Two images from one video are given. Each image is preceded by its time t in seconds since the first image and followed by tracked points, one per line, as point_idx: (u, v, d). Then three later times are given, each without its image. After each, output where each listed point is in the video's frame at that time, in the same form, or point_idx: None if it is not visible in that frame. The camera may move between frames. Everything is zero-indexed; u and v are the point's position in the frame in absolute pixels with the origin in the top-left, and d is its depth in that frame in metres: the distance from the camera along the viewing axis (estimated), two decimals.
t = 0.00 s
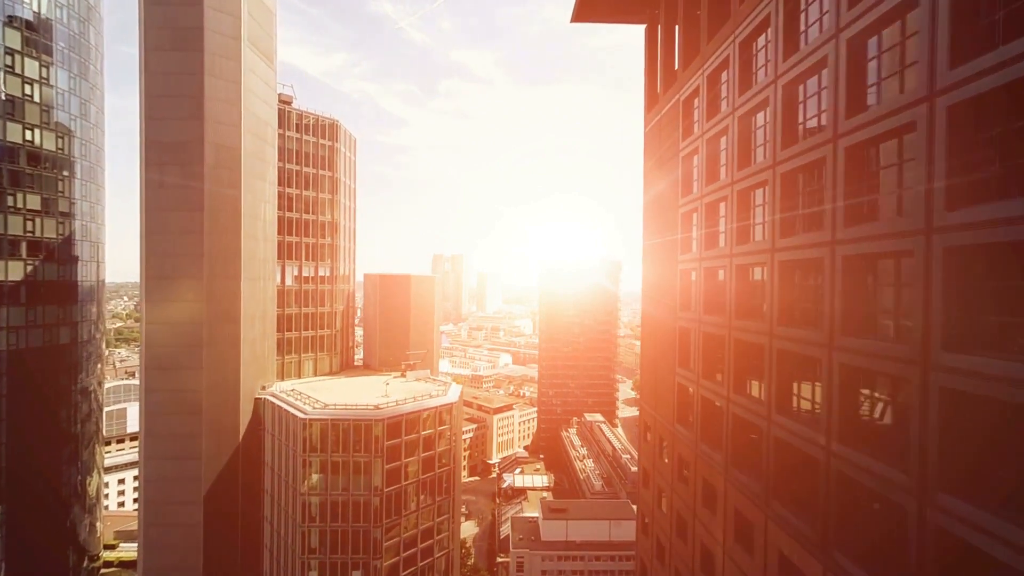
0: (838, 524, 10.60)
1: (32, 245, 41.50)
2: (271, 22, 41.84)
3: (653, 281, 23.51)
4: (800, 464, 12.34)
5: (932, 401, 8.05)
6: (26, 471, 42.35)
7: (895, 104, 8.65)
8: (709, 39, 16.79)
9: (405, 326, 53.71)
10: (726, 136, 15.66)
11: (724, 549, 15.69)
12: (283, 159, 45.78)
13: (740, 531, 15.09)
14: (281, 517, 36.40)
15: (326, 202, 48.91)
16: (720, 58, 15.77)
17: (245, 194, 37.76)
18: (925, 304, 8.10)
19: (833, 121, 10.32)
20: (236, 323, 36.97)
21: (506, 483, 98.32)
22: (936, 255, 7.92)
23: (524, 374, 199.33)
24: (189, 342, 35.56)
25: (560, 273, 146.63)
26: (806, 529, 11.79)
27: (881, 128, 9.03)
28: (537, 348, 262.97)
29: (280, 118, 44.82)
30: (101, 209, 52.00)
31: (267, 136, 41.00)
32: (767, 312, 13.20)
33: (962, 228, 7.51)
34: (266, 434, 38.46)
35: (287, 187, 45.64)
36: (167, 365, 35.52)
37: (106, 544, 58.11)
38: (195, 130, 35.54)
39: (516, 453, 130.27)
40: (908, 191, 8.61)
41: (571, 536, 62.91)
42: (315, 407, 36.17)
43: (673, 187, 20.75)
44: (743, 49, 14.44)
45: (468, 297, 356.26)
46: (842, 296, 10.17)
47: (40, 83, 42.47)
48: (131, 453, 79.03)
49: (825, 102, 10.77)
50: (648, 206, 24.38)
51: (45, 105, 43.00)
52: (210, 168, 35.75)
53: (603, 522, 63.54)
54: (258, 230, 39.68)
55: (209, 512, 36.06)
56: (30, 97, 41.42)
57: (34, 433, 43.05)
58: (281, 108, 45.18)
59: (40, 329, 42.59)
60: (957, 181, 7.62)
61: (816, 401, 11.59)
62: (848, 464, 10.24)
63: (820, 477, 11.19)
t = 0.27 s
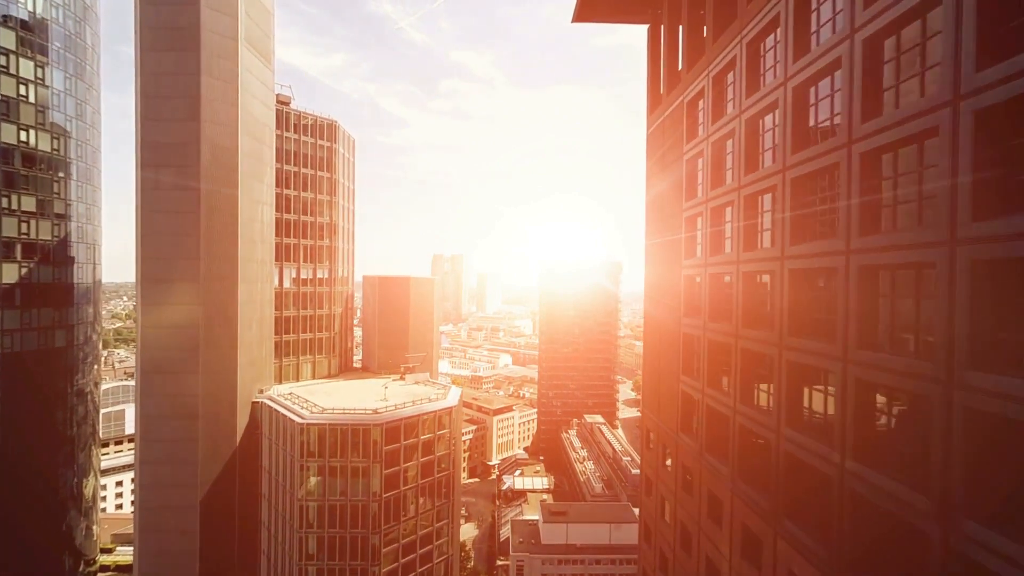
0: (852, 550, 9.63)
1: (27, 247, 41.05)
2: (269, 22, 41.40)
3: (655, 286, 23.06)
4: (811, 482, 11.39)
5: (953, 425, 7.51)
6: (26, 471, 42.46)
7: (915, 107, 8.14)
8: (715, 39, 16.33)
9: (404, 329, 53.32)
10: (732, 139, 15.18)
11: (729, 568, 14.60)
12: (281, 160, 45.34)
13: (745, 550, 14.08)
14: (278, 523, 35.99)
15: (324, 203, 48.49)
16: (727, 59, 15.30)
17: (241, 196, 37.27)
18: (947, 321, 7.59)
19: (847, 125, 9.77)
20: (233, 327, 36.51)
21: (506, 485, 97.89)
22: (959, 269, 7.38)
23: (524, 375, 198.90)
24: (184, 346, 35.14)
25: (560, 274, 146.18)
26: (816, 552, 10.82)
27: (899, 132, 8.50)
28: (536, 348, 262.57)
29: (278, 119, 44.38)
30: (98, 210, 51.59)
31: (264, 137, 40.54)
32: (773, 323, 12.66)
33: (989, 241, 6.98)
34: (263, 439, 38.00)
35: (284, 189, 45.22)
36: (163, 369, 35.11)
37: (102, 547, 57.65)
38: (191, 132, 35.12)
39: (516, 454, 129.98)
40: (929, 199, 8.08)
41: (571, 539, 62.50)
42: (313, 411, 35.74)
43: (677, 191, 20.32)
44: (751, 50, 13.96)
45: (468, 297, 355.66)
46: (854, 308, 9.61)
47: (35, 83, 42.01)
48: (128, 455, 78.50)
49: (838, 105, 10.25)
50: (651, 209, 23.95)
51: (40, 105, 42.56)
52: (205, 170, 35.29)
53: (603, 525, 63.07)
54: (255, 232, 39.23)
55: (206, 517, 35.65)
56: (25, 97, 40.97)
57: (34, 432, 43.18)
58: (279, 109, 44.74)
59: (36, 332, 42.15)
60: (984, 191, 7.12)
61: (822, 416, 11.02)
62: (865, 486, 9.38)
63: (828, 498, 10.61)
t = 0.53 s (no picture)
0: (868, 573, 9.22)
1: (22, 249, 40.56)
2: (267, 23, 41.00)
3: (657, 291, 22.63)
4: (826, 499, 10.85)
5: (981, 448, 7.11)
6: (27, 471, 42.56)
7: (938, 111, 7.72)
8: (721, 40, 15.93)
9: (403, 331, 52.94)
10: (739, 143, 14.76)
11: None
12: (279, 162, 44.90)
13: (755, 568, 13.51)
14: (276, 529, 35.58)
15: (322, 205, 48.09)
16: (734, 60, 14.88)
17: (239, 199, 36.83)
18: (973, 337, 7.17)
19: (863, 129, 9.33)
20: (230, 330, 36.06)
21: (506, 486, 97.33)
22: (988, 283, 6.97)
23: (523, 376, 198.47)
24: (181, 350, 34.74)
25: (560, 274, 145.83)
26: (832, 574, 10.26)
27: (921, 137, 8.07)
28: (536, 348, 262.10)
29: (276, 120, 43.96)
30: (94, 211, 51.14)
31: (261, 138, 40.12)
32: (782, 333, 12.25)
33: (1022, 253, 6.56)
34: (260, 442, 37.40)
35: (282, 190, 44.80)
36: (159, 373, 34.70)
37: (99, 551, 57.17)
38: (187, 133, 34.71)
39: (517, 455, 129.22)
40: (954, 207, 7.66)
41: (572, 543, 62.07)
42: (310, 416, 35.31)
43: (680, 195, 19.90)
44: (759, 51, 13.56)
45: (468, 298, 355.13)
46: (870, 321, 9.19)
47: (30, 83, 41.54)
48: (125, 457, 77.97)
49: (853, 108, 9.81)
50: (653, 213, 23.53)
51: (35, 106, 42.11)
52: (202, 171, 34.88)
53: (604, 528, 62.43)
54: (253, 235, 38.79)
55: (203, 523, 35.27)
56: (20, 98, 40.50)
57: (34, 432, 43.25)
58: (277, 110, 44.33)
59: (31, 335, 41.69)
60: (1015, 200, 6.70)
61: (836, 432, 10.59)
62: (883, 507, 8.92)
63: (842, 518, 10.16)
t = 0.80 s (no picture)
0: None
1: (17, 252, 40.14)
2: (264, 23, 40.57)
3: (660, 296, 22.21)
4: (839, 518, 10.43)
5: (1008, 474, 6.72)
6: (26, 471, 42.57)
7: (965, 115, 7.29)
8: (727, 40, 15.51)
9: (402, 333, 52.54)
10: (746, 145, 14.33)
11: None
12: (277, 163, 44.48)
13: None
14: (274, 534, 35.17)
15: (321, 206, 47.69)
16: (741, 60, 14.45)
17: (236, 200, 36.40)
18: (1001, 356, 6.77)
19: (879, 135, 8.93)
20: (227, 334, 35.64)
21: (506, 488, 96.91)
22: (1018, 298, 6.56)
23: (523, 376, 197.96)
24: (177, 354, 34.33)
25: (560, 275, 145.34)
26: None
27: (943, 143, 7.66)
28: (536, 349, 261.52)
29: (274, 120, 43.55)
30: (90, 213, 50.74)
31: (259, 139, 39.68)
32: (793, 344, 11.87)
33: None
34: (257, 448, 37.09)
35: (280, 192, 44.39)
36: (155, 377, 34.29)
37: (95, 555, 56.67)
38: (183, 134, 34.29)
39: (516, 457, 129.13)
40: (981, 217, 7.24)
41: (572, 546, 61.62)
42: (308, 420, 34.90)
43: (684, 199, 19.47)
44: (767, 52, 13.15)
45: (467, 298, 354.51)
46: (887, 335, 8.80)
47: (25, 84, 41.12)
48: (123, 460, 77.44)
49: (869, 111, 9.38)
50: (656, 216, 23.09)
51: (30, 107, 41.71)
52: (198, 173, 34.47)
53: (605, 532, 62.09)
54: (250, 237, 38.38)
55: (199, 528, 34.84)
56: (15, 99, 40.09)
57: (34, 433, 43.18)
58: (275, 111, 43.91)
59: (26, 338, 41.27)
60: None
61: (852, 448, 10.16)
62: (902, 529, 8.55)
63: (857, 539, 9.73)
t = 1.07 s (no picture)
0: None
1: (13, 254, 39.79)
2: (262, 23, 40.18)
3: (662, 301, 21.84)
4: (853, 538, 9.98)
5: None
6: (27, 471, 42.66)
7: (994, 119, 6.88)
8: (733, 41, 15.14)
9: (402, 335, 52.14)
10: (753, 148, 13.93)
11: None
12: (275, 164, 44.09)
13: None
14: (271, 540, 34.75)
15: (319, 208, 47.33)
16: (748, 62, 14.08)
17: (233, 202, 35.99)
18: None
19: (898, 140, 8.52)
20: (224, 337, 35.21)
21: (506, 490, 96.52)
22: None
23: (523, 377, 197.51)
24: (173, 358, 33.93)
25: (559, 275, 144.92)
26: None
27: (970, 148, 7.23)
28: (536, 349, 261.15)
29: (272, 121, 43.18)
30: (87, 215, 50.37)
31: (257, 140, 39.28)
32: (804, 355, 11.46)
33: None
34: (254, 453, 36.67)
35: (278, 193, 44.01)
36: (151, 381, 33.89)
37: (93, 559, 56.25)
38: (180, 135, 33.89)
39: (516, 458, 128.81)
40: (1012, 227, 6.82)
41: (573, 549, 61.23)
42: (306, 424, 34.51)
43: (688, 202, 19.07)
44: (776, 53, 12.76)
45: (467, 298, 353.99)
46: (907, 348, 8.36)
47: (21, 85, 40.74)
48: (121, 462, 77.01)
49: (886, 115, 8.97)
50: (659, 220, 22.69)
51: (25, 108, 41.32)
52: (195, 174, 34.05)
53: (605, 535, 61.73)
54: (248, 239, 37.98)
55: (196, 534, 34.42)
56: (10, 100, 39.71)
57: (33, 433, 43.16)
58: (273, 112, 43.54)
59: (22, 341, 40.92)
60: None
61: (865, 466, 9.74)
62: (925, 557, 8.10)
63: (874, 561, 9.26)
